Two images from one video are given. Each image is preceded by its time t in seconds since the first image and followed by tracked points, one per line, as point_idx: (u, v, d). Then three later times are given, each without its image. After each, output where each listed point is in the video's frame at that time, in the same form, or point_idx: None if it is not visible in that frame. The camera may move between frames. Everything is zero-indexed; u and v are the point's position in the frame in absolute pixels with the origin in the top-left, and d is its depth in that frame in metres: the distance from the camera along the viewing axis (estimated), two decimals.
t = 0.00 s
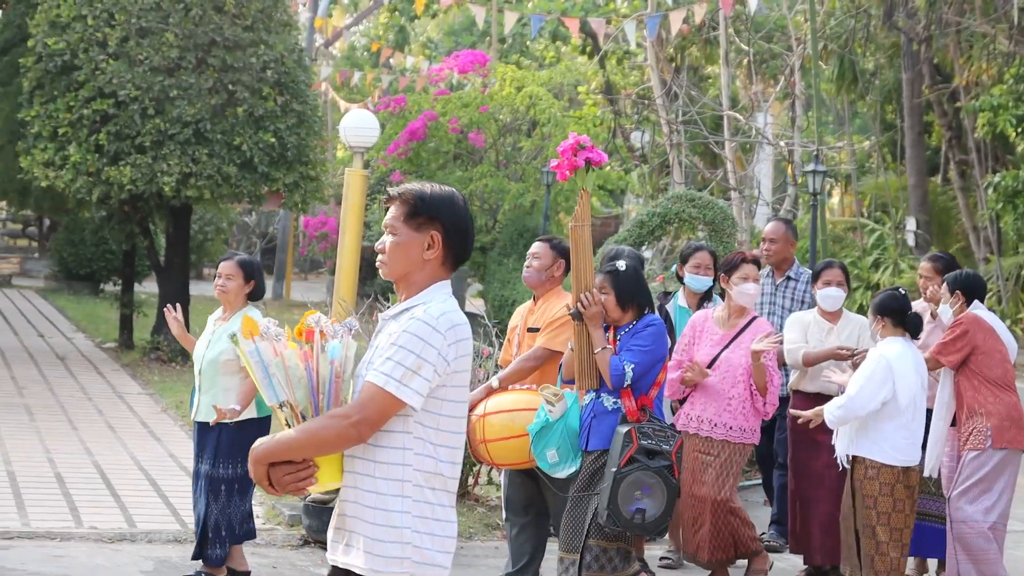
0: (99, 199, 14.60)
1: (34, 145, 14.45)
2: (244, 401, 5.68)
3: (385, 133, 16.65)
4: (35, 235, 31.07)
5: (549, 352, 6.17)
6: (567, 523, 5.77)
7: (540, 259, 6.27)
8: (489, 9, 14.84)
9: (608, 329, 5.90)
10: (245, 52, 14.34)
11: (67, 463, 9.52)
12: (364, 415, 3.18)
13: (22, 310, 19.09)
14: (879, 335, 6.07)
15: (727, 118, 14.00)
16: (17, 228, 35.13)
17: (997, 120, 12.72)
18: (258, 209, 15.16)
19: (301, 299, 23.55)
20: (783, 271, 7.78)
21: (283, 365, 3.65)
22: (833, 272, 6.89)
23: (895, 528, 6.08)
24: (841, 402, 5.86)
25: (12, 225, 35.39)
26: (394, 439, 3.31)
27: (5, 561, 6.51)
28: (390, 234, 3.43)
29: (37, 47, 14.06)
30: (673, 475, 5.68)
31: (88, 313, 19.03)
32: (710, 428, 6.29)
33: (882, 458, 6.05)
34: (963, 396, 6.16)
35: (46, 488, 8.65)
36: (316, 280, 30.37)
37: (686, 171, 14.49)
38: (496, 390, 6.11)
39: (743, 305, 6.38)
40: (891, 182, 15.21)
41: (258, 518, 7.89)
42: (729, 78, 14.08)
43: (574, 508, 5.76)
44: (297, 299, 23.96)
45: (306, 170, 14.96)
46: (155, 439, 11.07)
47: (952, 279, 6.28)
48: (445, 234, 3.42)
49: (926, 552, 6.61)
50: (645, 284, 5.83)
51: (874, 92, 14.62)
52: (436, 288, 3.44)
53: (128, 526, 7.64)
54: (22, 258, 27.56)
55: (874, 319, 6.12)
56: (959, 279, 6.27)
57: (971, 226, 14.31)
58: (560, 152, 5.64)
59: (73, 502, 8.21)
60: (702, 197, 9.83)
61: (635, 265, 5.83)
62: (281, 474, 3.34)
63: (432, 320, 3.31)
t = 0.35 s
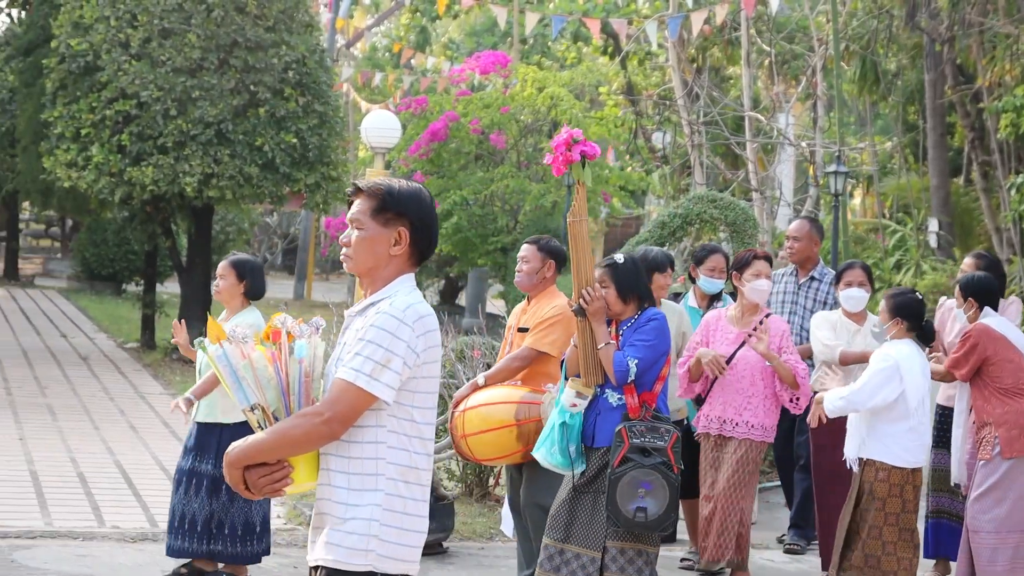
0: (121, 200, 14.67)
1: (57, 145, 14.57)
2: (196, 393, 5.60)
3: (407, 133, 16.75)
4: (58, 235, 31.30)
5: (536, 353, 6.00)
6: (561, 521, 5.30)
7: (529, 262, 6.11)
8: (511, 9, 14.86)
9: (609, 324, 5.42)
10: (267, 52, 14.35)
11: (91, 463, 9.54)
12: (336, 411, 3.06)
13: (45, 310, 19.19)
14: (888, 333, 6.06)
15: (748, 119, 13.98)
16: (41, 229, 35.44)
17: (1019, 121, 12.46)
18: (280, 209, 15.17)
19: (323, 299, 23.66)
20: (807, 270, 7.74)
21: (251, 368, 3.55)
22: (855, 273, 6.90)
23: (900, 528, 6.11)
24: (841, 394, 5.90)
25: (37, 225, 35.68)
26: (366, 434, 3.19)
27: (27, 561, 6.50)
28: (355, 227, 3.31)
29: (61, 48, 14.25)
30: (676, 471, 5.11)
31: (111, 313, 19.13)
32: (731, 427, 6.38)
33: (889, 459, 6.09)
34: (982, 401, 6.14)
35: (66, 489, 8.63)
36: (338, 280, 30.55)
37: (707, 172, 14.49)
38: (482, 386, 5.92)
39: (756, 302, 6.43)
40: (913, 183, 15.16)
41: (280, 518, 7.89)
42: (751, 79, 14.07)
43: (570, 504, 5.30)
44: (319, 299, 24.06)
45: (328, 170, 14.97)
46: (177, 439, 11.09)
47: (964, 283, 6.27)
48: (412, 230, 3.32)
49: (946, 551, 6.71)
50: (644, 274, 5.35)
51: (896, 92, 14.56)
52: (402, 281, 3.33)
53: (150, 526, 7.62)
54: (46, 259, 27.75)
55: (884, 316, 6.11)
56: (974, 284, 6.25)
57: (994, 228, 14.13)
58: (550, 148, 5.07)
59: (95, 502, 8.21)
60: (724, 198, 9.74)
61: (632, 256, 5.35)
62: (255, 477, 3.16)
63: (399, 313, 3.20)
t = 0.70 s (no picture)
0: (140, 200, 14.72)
1: (77, 146, 14.66)
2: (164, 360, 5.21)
3: (424, 134, 16.81)
4: (76, 236, 31.48)
5: (533, 357, 5.50)
6: (559, 527, 4.88)
7: (534, 267, 5.56)
8: (529, 10, 14.90)
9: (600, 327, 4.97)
10: (285, 53, 14.38)
11: (108, 463, 9.50)
12: (336, 420, 2.88)
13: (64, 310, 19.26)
14: (887, 337, 5.55)
15: (766, 119, 13.94)
16: (58, 230, 35.65)
17: None
18: (298, 210, 15.19)
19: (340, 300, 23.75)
20: (827, 272, 7.27)
21: (240, 377, 3.10)
22: (882, 273, 6.78)
23: (883, 524, 5.67)
24: (868, 412, 5.42)
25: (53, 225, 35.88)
26: (359, 439, 2.99)
27: (46, 560, 6.31)
28: (331, 232, 3.11)
29: (80, 49, 14.29)
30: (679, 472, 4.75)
31: (129, 313, 19.18)
32: (733, 427, 6.00)
33: (887, 460, 5.56)
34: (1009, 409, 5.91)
35: (83, 489, 8.55)
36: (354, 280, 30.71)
37: (725, 172, 14.49)
38: (479, 391, 5.45)
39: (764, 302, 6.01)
40: (932, 184, 15.15)
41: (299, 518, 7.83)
42: (769, 79, 14.04)
43: (568, 509, 4.88)
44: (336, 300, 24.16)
45: (346, 171, 14.95)
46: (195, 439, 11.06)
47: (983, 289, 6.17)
48: (393, 231, 3.13)
49: (941, 548, 6.32)
50: (633, 272, 4.89)
51: (915, 92, 14.50)
52: (384, 284, 3.14)
53: (169, 526, 7.51)
54: (64, 260, 27.87)
55: (882, 316, 5.60)
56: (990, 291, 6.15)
57: (1013, 228, 14.17)
58: (532, 156, 4.58)
59: (114, 502, 8.15)
60: (742, 199, 9.68)
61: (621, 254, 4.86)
62: (248, 488, 2.96)
63: (395, 318, 3.01)
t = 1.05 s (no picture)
0: (153, 200, 14.82)
1: (91, 146, 14.72)
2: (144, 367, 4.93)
3: (437, 135, 16.87)
4: (90, 235, 31.66)
5: (523, 354, 5.17)
6: (538, 525, 4.40)
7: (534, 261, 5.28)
8: (542, 11, 14.92)
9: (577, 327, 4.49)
10: (298, 54, 14.38)
11: (122, 463, 9.51)
12: (299, 425, 2.52)
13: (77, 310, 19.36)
14: (887, 334, 5.25)
15: (779, 120, 13.94)
16: (73, 230, 35.81)
17: None
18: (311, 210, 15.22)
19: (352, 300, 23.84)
20: (829, 273, 6.54)
21: (202, 374, 2.71)
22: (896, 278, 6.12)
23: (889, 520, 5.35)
24: (889, 411, 5.16)
25: (67, 225, 36.07)
26: (320, 445, 2.63)
27: (59, 561, 6.30)
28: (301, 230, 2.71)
29: (94, 49, 14.33)
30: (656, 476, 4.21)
31: (142, 313, 19.26)
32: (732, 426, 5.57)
33: (895, 457, 5.30)
34: None
35: (95, 489, 8.51)
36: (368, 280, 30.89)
37: (738, 173, 14.49)
38: (468, 384, 5.05)
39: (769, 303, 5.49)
40: (946, 185, 15.14)
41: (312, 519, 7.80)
42: (782, 80, 14.01)
43: (547, 511, 4.40)
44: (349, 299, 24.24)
45: (359, 171, 14.97)
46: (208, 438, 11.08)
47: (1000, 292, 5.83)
48: (372, 235, 2.74)
49: (952, 551, 5.85)
50: (609, 276, 4.37)
51: (929, 93, 14.48)
52: (359, 288, 2.75)
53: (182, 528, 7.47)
54: (79, 259, 28.02)
55: (881, 313, 5.29)
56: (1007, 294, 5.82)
57: None
58: (510, 155, 4.17)
59: (127, 502, 8.14)
60: (755, 199, 9.64)
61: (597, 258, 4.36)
62: (201, 487, 2.60)
63: (367, 324, 2.64)
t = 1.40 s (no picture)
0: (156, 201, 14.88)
1: (94, 147, 14.75)
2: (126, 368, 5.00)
3: (440, 135, 16.87)
4: (92, 236, 31.63)
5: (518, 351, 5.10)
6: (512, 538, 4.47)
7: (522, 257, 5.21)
8: (545, 11, 14.88)
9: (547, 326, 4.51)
10: (302, 54, 14.36)
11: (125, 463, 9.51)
12: (266, 427, 2.52)
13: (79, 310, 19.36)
14: (871, 333, 5.31)
15: (782, 121, 13.94)
16: (74, 230, 35.76)
17: None
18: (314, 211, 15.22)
19: (355, 300, 23.83)
20: (807, 271, 6.57)
21: (166, 376, 2.68)
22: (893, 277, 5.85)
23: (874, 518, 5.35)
24: (890, 406, 5.21)
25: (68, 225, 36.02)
26: (286, 446, 2.63)
27: (62, 560, 6.30)
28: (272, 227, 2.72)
29: (97, 49, 14.37)
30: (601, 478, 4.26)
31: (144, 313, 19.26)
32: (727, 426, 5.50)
33: (888, 457, 5.30)
34: None
35: (98, 488, 8.53)
36: (371, 280, 30.89)
37: (741, 173, 14.49)
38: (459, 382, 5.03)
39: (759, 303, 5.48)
40: (949, 185, 15.16)
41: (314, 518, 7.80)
42: (785, 80, 14.00)
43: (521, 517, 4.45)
44: (352, 300, 24.23)
45: (361, 172, 15.03)
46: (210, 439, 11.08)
47: None
48: (339, 231, 2.79)
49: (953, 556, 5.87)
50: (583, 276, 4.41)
51: (932, 93, 14.50)
52: (323, 283, 2.76)
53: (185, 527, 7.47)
54: (81, 260, 28.00)
55: (864, 313, 5.34)
56: None
57: None
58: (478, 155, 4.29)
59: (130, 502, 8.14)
60: (758, 199, 9.64)
61: (572, 258, 4.39)
62: (164, 491, 2.59)
63: (334, 323, 2.65)
